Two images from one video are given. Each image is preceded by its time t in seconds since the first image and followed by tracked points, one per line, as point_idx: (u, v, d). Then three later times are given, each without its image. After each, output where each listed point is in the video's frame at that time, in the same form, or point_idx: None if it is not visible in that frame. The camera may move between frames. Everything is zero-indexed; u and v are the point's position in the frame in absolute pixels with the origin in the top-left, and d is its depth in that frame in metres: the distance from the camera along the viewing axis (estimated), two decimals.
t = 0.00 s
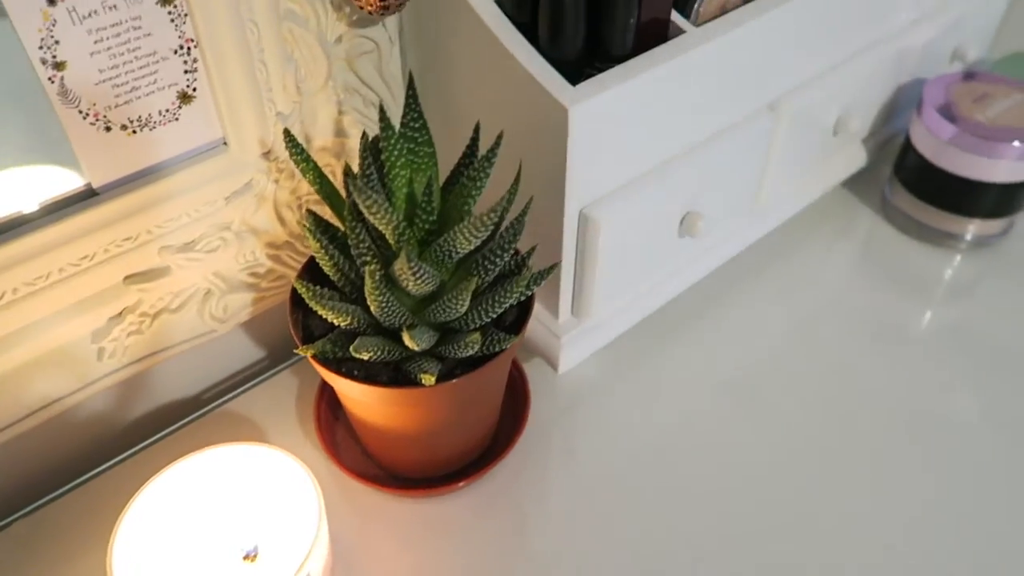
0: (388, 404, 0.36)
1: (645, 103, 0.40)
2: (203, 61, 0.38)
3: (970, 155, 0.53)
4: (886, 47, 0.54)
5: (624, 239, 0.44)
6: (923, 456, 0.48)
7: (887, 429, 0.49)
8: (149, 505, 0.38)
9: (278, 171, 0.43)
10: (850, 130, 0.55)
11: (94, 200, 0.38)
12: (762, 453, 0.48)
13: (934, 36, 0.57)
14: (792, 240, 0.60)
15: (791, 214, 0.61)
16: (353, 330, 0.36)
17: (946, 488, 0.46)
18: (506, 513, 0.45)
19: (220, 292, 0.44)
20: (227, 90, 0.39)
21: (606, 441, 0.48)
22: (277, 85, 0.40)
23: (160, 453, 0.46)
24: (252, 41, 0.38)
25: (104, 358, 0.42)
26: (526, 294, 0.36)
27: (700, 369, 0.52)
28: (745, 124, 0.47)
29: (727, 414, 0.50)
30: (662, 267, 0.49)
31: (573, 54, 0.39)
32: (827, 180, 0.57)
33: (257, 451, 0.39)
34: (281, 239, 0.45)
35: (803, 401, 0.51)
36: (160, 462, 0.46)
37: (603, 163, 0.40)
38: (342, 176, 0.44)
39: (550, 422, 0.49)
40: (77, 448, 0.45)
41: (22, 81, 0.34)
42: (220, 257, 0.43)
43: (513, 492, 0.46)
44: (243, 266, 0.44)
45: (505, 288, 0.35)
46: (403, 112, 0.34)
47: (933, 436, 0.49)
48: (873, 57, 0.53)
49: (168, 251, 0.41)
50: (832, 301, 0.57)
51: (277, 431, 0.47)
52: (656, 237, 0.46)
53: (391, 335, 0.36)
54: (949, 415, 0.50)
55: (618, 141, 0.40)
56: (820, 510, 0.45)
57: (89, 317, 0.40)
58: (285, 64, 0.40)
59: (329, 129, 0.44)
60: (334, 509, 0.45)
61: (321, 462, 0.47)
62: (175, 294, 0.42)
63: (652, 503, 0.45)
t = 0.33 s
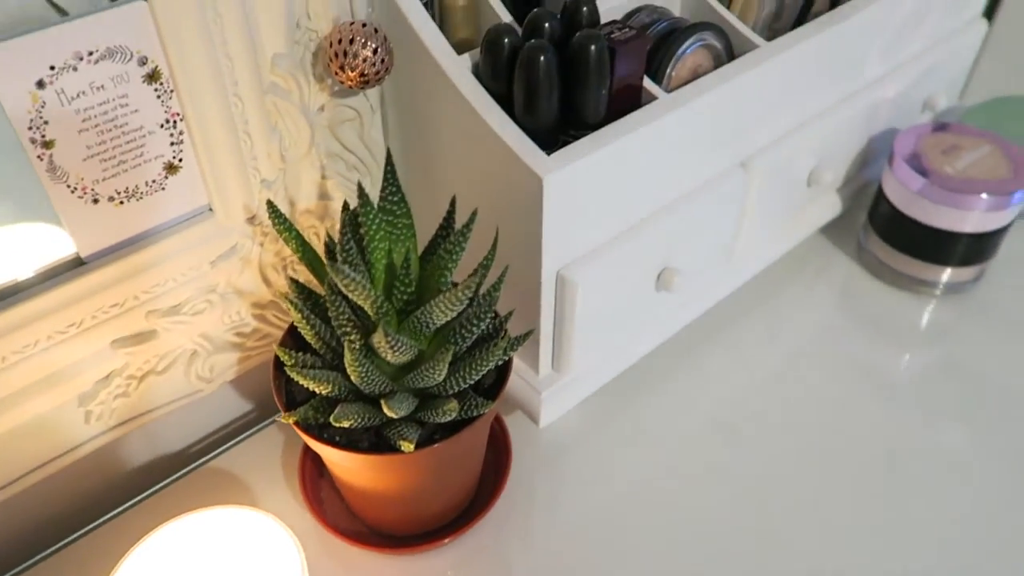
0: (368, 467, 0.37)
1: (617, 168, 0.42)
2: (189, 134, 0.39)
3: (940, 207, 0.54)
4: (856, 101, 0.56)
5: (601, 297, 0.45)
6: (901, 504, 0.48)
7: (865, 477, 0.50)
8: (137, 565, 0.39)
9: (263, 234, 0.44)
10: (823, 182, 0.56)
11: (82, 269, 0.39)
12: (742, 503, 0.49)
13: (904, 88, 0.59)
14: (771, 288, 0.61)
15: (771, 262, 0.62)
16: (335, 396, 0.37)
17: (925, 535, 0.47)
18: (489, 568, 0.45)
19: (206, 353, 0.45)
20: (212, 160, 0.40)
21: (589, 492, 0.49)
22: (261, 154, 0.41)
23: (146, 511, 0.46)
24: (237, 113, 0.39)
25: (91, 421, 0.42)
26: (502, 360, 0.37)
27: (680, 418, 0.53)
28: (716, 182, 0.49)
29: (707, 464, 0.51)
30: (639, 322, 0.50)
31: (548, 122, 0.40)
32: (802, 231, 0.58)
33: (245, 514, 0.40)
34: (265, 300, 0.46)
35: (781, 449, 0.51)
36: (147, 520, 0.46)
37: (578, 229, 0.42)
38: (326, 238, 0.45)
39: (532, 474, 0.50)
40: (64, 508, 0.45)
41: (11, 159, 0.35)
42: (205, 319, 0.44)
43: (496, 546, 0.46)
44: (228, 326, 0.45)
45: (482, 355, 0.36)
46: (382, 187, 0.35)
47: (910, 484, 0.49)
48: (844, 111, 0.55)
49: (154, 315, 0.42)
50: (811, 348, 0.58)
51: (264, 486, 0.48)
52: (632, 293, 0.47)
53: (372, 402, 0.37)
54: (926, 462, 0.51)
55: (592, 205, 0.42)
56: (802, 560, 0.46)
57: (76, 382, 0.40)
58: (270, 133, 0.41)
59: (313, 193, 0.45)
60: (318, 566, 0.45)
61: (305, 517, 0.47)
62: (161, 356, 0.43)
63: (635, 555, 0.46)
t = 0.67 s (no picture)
0: (323, 510, 0.38)
1: (563, 216, 0.43)
2: (148, 189, 0.40)
3: (880, 240, 0.56)
4: (802, 139, 0.58)
5: (552, 336, 0.47)
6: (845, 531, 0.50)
7: (812, 504, 0.52)
8: None
9: (223, 281, 0.45)
10: (770, 217, 0.58)
11: (43, 321, 0.40)
12: (694, 532, 0.50)
13: (847, 125, 0.61)
14: (724, 318, 0.63)
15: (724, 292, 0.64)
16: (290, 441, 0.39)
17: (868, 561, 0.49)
18: None
19: (168, 397, 0.46)
20: (170, 212, 0.41)
21: (545, 524, 0.50)
22: (219, 206, 0.43)
23: (110, 552, 0.47)
24: (194, 168, 0.41)
25: (53, 468, 0.43)
26: (451, 404, 0.39)
27: (636, 449, 0.55)
28: (662, 222, 0.51)
29: (661, 493, 0.52)
30: (591, 358, 0.52)
31: (495, 172, 0.42)
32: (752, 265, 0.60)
33: (197, 556, 0.42)
34: (226, 343, 0.48)
35: (732, 478, 0.53)
36: (110, 562, 0.47)
37: (526, 274, 0.44)
38: (285, 283, 0.47)
39: (492, 507, 0.51)
40: (28, 552, 0.46)
41: None
42: (167, 363, 0.45)
43: None
44: (190, 371, 0.47)
45: (430, 402, 0.37)
46: (332, 241, 0.37)
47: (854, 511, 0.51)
48: (789, 149, 0.57)
49: (116, 362, 0.43)
50: (762, 377, 0.59)
51: (227, 524, 0.49)
52: (584, 331, 0.49)
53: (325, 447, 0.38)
54: (868, 489, 0.53)
55: (539, 251, 0.43)
56: None
57: (39, 430, 0.41)
58: (227, 185, 0.42)
59: (272, 240, 0.46)
60: None
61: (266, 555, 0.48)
62: (124, 402, 0.44)
63: None
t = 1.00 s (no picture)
0: (288, 549, 0.39)
1: (519, 258, 0.45)
2: (114, 240, 0.42)
3: (832, 268, 0.59)
4: (755, 171, 0.60)
5: (512, 371, 0.49)
6: (802, 553, 0.52)
7: (770, 527, 0.54)
8: None
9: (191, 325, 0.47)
10: (726, 247, 0.60)
11: (14, 369, 0.41)
12: (657, 556, 0.52)
13: (800, 156, 0.63)
14: (687, 343, 0.65)
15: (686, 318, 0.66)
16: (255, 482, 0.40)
17: None
18: None
19: (139, 439, 0.48)
20: (137, 262, 0.43)
21: (513, 552, 0.52)
22: (186, 254, 0.44)
23: None
24: (160, 219, 0.42)
25: (26, 511, 0.45)
26: (410, 444, 0.40)
27: (601, 475, 0.56)
28: (619, 257, 0.53)
29: (625, 519, 0.54)
30: (553, 389, 0.53)
31: (451, 217, 0.44)
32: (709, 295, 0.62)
33: None
34: (196, 384, 0.49)
35: (694, 502, 0.55)
36: None
37: (484, 314, 0.45)
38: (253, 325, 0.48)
39: (461, 536, 0.52)
40: None
41: None
42: (138, 406, 0.47)
43: None
44: (162, 412, 0.48)
45: (389, 443, 0.39)
46: (291, 291, 0.38)
47: (811, 533, 0.53)
48: (743, 182, 0.59)
49: (87, 407, 0.44)
50: (724, 401, 0.61)
51: (200, 559, 0.50)
52: (544, 365, 0.51)
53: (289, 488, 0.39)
54: (825, 510, 0.55)
55: (496, 292, 0.45)
56: None
57: (10, 476, 0.43)
58: (193, 234, 0.44)
59: (239, 284, 0.48)
60: None
61: None
62: (96, 445, 0.46)
63: None
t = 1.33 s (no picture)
0: None
1: (481, 287, 0.46)
2: (78, 276, 0.42)
3: (795, 286, 0.59)
4: (721, 192, 0.61)
5: (479, 396, 0.49)
6: (774, 569, 0.53)
7: (742, 544, 0.54)
8: None
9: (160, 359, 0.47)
10: (693, 268, 0.61)
11: None
12: None
13: (766, 174, 0.64)
14: (660, 361, 0.66)
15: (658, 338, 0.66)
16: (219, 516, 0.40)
17: None
18: None
19: (109, 472, 0.48)
20: (102, 298, 0.43)
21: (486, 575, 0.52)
22: (152, 289, 0.45)
23: None
24: (124, 256, 0.43)
25: None
26: (372, 475, 0.41)
27: (575, 495, 0.57)
28: (584, 281, 0.53)
29: (598, 538, 0.54)
30: (521, 413, 0.54)
31: (412, 247, 0.44)
32: (676, 315, 0.64)
33: None
34: (166, 416, 0.49)
35: (667, 520, 0.55)
36: None
37: (447, 343, 0.46)
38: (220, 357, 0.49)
39: (434, 560, 0.53)
40: None
41: None
42: (107, 439, 0.47)
43: None
44: (131, 445, 0.48)
45: (350, 474, 0.39)
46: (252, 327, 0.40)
47: (782, 548, 0.54)
48: (708, 202, 0.60)
49: (56, 442, 0.44)
50: (696, 418, 0.62)
51: None
52: (512, 389, 0.52)
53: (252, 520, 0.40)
54: (797, 527, 0.55)
55: (459, 320, 0.46)
56: None
57: None
58: (157, 270, 0.45)
59: (206, 316, 0.49)
60: None
61: None
62: (65, 479, 0.46)
63: None
